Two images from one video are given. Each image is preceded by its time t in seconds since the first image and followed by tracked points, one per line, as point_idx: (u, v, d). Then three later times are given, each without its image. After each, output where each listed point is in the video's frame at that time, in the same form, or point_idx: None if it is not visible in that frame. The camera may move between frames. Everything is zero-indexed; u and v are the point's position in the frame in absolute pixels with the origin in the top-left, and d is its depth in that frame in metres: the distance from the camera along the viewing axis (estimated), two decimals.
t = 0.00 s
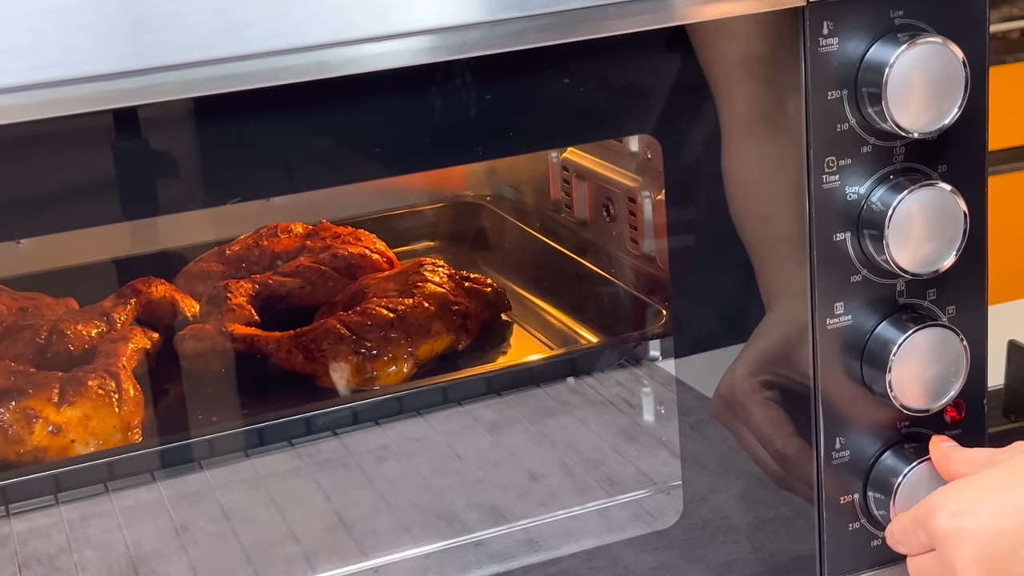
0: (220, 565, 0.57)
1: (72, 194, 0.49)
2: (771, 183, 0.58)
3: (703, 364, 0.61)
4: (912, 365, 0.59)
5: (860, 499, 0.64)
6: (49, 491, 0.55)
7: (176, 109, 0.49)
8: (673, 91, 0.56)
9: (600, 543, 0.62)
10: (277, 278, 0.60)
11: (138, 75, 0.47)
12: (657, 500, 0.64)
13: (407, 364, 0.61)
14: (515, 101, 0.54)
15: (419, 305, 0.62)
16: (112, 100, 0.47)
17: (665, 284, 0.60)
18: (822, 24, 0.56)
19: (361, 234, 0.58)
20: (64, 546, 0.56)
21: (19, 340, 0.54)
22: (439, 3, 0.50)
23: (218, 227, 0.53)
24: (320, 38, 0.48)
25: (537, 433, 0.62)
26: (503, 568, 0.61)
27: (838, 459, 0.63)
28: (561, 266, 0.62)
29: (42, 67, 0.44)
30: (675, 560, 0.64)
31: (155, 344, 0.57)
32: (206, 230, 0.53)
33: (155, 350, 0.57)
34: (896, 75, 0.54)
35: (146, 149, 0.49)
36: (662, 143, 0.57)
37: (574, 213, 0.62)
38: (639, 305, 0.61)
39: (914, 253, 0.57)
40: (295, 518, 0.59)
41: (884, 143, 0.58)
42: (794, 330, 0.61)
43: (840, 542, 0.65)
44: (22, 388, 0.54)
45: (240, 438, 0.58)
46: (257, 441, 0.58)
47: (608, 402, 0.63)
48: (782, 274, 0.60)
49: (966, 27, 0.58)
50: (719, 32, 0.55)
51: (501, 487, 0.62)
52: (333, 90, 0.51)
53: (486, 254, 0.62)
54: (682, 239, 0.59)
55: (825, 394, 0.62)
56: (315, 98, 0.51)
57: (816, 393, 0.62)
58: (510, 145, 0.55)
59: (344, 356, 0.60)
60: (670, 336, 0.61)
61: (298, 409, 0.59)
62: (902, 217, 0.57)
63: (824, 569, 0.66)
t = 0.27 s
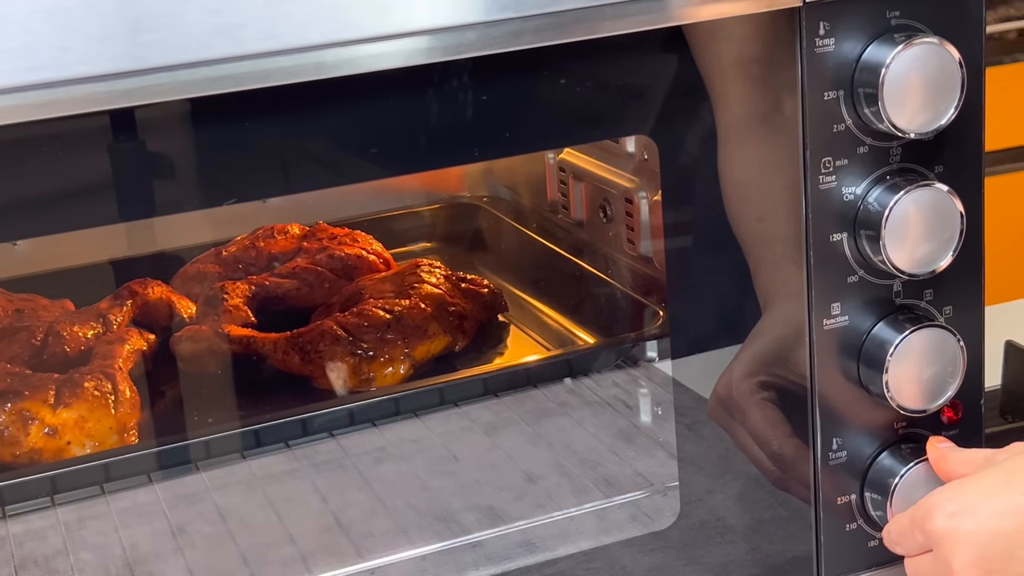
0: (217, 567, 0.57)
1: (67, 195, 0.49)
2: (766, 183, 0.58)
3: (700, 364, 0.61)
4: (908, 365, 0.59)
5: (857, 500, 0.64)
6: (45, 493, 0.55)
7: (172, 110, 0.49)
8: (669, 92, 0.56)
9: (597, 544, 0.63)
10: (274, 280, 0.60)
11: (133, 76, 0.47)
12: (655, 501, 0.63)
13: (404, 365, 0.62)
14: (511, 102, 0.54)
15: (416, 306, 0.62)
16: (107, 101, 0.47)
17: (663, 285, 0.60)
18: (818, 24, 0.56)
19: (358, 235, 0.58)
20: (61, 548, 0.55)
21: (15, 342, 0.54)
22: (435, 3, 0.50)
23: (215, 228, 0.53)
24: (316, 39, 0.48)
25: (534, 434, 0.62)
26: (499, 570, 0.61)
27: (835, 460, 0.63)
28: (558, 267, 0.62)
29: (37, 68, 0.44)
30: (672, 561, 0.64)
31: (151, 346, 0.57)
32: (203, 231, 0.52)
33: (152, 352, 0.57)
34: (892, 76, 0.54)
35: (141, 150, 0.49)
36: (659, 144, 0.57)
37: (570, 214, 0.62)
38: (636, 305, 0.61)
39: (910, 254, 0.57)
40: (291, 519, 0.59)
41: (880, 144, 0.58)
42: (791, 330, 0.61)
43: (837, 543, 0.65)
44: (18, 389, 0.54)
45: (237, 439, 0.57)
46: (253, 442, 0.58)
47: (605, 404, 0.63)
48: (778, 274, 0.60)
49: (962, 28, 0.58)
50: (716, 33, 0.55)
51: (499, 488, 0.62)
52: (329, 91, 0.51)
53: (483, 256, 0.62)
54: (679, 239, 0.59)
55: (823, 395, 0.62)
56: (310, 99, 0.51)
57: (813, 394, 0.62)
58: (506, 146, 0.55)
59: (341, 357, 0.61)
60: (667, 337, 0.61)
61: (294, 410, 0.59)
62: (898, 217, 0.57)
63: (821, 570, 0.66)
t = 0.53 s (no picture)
0: (211, 566, 0.57)
1: (60, 193, 0.48)
2: (763, 181, 0.58)
3: (696, 362, 0.61)
4: (904, 363, 0.59)
5: (853, 498, 0.64)
6: (38, 492, 0.55)
7: (165, 108, 0.48)
8: (664, 89, 0.56)
9: (592, 543, 0.62)
10: (269, 278, 0.60)
11: (127, 73, 0.46)
12: (649, 499, 0.63)
13: (399, 364, 0.61)
14: (506, 99, 0.54)
15: (411, 304, 0.62)
16: (100, 99, 0.47)
17: (657, 283, 0.60)
18: (813, 22, 0.56)
19: (353, 234, 0.58)
20: (55, 547, 0.55)
21: (9, 341, 0.53)
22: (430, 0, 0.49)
23: (210, 228, 0.53)
24: (310, 36, 0.48)
25: (529, 433, 0.62)
26: (495, 568, 0.61)
27: (830, 458, 0.63)
28: (552, 265, 0.62)
29: (29, 66, 0.44)
30: (667, 560, 0.63)
31: (145, 344, 0.57)
32: (198, 231, 0.52)
33: (146, 350, 0.57)
34: (888, 73, 0.54)
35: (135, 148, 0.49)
36: (654, 143, 0.57)
37: (565, 212, 0.62)
38: (632, 304, 0.61)
39: (905, 252, 0.57)
40: (286, 518, 0.58)
41: (876, 142, 0.58)
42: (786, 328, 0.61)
43: (832, 542, 0.65)
44: (12, 388, 0.54)
45: (232, 437, 0.57)
46: (248, 441, 0.58)
47: (601, 402, 0.63)
48: (774, 272, 0.60)
49: (957, 26, 0.58)
50: (711, 30, 0.55)
51: (494, 487, 0.62)
52: (323, 88, 0.51)
53: (478, 254, 0.62)
54: (674, 238, 0.59)
55: (818, 393, 0.62)
56: (305, 97, 0.50)
57: (808, 392, 0.62)
58: (501, 144, 0.55)
59: (336, 355, 0.61)
60: (663, 335, 0.61)
61: (289, 409, 0.59)
62: (893, 215, 0.57)
63: (817, 569, 0.66)
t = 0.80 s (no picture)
0: (210, 565, 0.57)
1: (58, 191, 0.48)
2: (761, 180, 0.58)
3: (694, 361, 0.61)
4: (904, 361, 0.59)
5: (852, 497, 0.64)
6: (37, 491, 0.55)
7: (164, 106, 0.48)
8: (663, 88, 0.56)
9: (591, 541, 0.62)
10: (267, 277, 0.59)
11: (124, 71, 0.46)
12: (649, 499, 0.63)
13: (397, 363, 0.61)
14: (504, 98, 0.54)
15: (410, 303, 0.62)
16: (98, 98, 0.47)
17: (655, 282, 0.60)
18: (812, 20, 0.56)
19: (352, 233, 0.58)
20: (54, 546, 0.55)
21: (8, 340, 0.53)
22: None
23: (209, 226, 0.53)
24: (308, 34, 0.48)
25: (529, 432, 0.62)
26: (494, 567, 0.61)
27: (829, 457, 0.63)
28: (551, 264, 0.62)
29: (27, 64, 0.44)
30: (666, 559, 0.63)
31: (144, 343, 0.57)
32: (196, 229, 0.52)
33: (145, 349, 0.57)
34: (887, 72, 0.54)
35: (134, 146, 0.49)
36: (653, 142, 0.57)
37: (564, 212, 0.62)
38: (631, 303, 0.61)
39: (903, 250, 0.57)
40: (285, 517, 0.58)
41: (875, 140, 0.58)
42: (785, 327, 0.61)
43: (831, 540, 0.65)
44: (11, 387, 0.54)
45: (231, 436, 0.57)
46: (247, 441, 0.58)
47: (600, 401, 0.63)
48: (772, 271, 0.60)
49: (956, 24, 0.58)
50: (710, 29, 0.55)
51: (493, 485, 0.62)
52: (322, 87, 0.51)
53: (477, 253, 0.62)
54: (673, 235, 0.59)
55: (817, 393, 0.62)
56: (303, 95, 0.50)
57: (807, 392, 0.62)
58: (500, 143, 0.55)
59: (335, 355, 0.60)
60: (662, 334, 0.61)
61: (288, 408, 0.59)
62: (892, 213, 0.56)
63: (815, 567, 0.66)
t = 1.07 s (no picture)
0: (210, 563, 0.57)
1: (57, 191, 0.48)
2: (761, 180, 0.58)
3: (694, 361, 0.61)
4: (903, 360, 0.59)
5: (851, 496, 0.64)
6: (37, 490, 0.55)
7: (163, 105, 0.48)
8: (663, 87, 0.56)
9: (591, 540, 0.62)
10: (267, 276, 0.59)
11: (123, 71, 0.46)
12: (649, 498, 0.63)
13: (397, 362, 0.61)
14: (504, 97, 0.54)
15: (410, 302, 0.62)
16: (97, 97, 0.47)
17: (655, 281, 0.60)
18: (812, 20, 0.56)
19: (352, 231, 0.58)
20: (54, 545, 0.55)
21: (8, 339, 0.53)
22: None
23: (208, 224, 0.52)
24: (307, 33, 0.48)
25: (528, 431, 0.62)
26: (494, 566, 0.61)
27: (829, 456, 0.63)
28: (551, 263, 0.62)
29: (25, 63, 0.44)
30: (666, 558, 0.63)
31: (145, 342, 0.56)
32: (196, 227, 0.52)
33: (145, 349, 0.56)
34: (886, 71, 0.54)
35: (132, 145, 0.49)
36: (653, 141, 0.57)
37: (564, 211, 0.62)
38: (630, 302, 0.61)
39: (903, 249, 0.57)
40: (285, 516, 0.58)
41: (875, 139, 0.58)
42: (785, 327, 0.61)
43: (831, 539, 0.65)
44: (11, 386, 0.54)
45: (230, 436, 0.58)
46: (246, 439, 0.58)
47: (600, 400, 0.63)
48: (772, 270, 0.60)
49: (955, 23, 0.58)
50: (709, 29, 0.55)
51: (493, 484, 0.62)
52: (321, 86, 0.51)
53: (477, 253, 0.62)
54: (673, 234, 0.59)
55: (817, 392, 0.62)
56: (303, 95, 0.50)
57: (807, 391, 0.62)
58: (499, 142, 0.55)
59: (335, 354, 0.60)
60: (662, 333, 0.61)
61: (288, 407, 0.59)
62: (892, 213, 0.57)
63: (815, 566, 0.66)
